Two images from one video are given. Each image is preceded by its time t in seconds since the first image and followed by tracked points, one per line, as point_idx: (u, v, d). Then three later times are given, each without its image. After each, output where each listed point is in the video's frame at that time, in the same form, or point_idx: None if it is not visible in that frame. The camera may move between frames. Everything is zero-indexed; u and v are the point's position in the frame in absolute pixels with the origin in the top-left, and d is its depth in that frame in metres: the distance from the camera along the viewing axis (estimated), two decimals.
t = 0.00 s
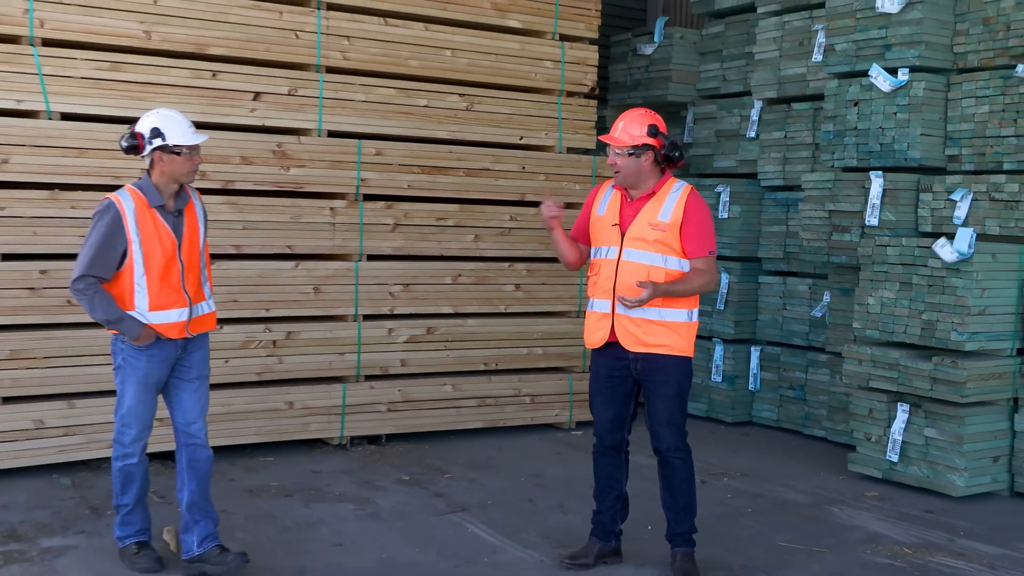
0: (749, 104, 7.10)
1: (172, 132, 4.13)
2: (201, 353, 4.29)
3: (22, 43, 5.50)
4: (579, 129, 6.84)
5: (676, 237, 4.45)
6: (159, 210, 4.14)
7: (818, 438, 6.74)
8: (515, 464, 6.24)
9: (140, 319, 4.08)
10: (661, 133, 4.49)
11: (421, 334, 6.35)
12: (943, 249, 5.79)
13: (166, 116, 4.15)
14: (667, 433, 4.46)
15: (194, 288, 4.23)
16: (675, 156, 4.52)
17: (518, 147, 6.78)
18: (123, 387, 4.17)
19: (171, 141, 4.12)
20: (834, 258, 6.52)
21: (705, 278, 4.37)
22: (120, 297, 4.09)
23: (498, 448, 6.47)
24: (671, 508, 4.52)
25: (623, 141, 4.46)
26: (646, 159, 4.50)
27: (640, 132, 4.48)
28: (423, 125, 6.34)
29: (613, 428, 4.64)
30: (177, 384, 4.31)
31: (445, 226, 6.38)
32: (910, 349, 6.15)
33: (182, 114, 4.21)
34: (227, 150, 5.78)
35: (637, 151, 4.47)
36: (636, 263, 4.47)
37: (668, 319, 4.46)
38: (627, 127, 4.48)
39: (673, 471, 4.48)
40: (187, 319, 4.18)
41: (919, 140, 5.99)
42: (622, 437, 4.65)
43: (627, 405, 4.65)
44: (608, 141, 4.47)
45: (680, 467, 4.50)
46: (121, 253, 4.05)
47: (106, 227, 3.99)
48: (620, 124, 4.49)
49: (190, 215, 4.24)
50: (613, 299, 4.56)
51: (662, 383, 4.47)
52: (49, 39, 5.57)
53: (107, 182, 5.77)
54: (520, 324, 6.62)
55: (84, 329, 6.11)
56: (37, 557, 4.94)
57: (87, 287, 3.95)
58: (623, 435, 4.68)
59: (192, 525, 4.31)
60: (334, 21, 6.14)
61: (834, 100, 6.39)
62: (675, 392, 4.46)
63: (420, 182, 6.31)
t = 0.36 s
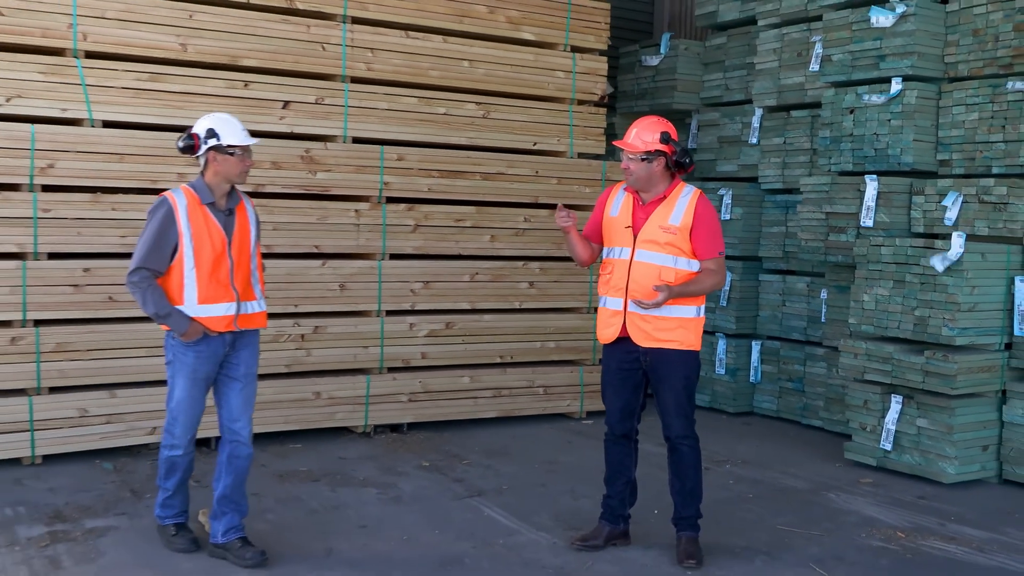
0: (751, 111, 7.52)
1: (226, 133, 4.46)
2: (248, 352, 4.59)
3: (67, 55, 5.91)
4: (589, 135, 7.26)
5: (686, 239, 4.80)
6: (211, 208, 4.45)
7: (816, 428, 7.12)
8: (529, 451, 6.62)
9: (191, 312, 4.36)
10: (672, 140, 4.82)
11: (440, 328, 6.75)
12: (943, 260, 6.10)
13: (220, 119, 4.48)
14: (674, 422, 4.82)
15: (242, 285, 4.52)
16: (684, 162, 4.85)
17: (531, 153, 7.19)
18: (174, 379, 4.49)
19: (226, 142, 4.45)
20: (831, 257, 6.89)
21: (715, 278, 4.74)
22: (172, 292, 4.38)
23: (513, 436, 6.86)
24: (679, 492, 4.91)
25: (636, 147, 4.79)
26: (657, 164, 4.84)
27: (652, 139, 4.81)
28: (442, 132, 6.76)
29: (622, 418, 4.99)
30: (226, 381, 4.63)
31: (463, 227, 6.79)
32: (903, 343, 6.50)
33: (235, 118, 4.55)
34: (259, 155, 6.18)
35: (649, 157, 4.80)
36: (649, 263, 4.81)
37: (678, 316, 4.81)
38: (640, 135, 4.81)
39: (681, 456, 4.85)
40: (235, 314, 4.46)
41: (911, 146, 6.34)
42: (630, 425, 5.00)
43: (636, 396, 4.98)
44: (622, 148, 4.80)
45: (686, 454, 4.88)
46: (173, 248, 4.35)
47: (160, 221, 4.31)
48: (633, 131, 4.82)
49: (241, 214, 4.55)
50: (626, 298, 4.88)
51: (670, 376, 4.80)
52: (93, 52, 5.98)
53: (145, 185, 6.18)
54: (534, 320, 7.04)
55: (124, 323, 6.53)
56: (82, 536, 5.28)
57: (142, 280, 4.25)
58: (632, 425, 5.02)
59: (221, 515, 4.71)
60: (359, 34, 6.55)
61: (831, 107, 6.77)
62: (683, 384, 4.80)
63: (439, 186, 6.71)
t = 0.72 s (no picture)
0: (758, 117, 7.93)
1: (273, 137, 4.79)
2: (294, 348, 4.95)
3: (111, 65, 6.29)
4: (604, 140, 7.66)
5: (699, 248, 5.06)
6: (258, 209, 4.76)
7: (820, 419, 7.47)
8: (547, 440, 6.99)
9: (242, 306, 4.68)
10: (685, 149, 5.06)
11: (462, 323, 7.13)
12: (945, 267, 6.42)
13: (268, 123, 4.82)
14: (687, 415, 5.12)
15: (289, 282, 4.85)
16: (698, 172, 5.10)
17: (549, 157, 7.58)
18: (226, 373, 4.73)
19: (274, 145, 4.77)
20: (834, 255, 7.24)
21: (728, 282, 5.01)
22: (226, 289, 4.71)
23: (531, 425, 7.24)
24: (689, 481, 5.20)
25: (651, 157, 5.04)
26: (671, 172, 5.09)
27: (666, 149, 5.06)
28: (465, 137, 7.14)
29: (639, 410, 5.28)
30: (268, 376, 4.98)
31: (484, 227, 7.18)
32: (904, 338, 6.81)
33: (279, 124, 4.88)
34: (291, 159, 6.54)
35: (663, 166, 5.05)
36: (666, 273, 5.07)
37: (696, 318, 5.09)
38: (654, 144, 5.05)
39: (692, 448, 5.14)
40: (285, 309, 4.79)
41: (912, 150, 6.67)
42: (646, 418, 5.29)
43: (651, 390, 5.28)
44: (638, 157, 5.04)
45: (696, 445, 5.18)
46: (224, 246, 4.67)
47: (211, 220, 4.62)
48: (648, 141, 5.07)
49: (286, 215, 4.87)
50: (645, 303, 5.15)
51: (688, 370, 5.10)
52: (135, 61, 6.35)
53: (184, 187, 6.54)
54: (551, 315, 7.44)
55: (164, 318, 6.91)
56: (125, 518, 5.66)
57: (193, 276, 4.57)
58: (647, 418, 5.32)
59: (255, 501, 5.08)
60: (385, 44, 6.92)
61: (835, 113, 7.11)
62: (699, 379, 5.10)
63: (461, 188, 7.10)
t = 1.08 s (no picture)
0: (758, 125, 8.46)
1: (300, 140, 5.07)
2: (320, 345, 5.31)
3: (147, 76, 6.68)
4: (613, 146, 8.13)
5: (705, 250, 5.31)
6: (288, 211, 5.07)
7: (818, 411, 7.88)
8: (558, 429, 7.41)
9: (277, 305, 4.95)
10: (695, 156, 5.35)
11: (478, 319, 7.58)
12: (941, 270, 6.74)
13: (296, 128, 5.09)
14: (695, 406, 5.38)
15: (317, 280, 5.15)
16: (706, 178, 5.37)
17: (560, 162, 8.04)
18: (257, 368, 4.96)
19: (301, 148, 5.06)
20: (831, 255, 7.65)
21: (729, 282, 5.25)
22: (259, 288, 4.95)
23: (543, 416, 7.68)
24: (692, 470, 5.43)
25: (661, 163, 5.32)
26: (681, 178, 5.35)
27: (675, 156, 5.33)
28: (481, 144, 7.60)
29: (649, 404, 5.52)
30: (294, 370, 5.34)
31: (498, 228, 7.63)
32: (898, 334, 7.17)
33: (303, 128, 5.16)
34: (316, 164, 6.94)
35: (673, 172, 5.32)
36: (674, 274, 5.35)
37: (702, 317, 5.36)
38: (664, 151, 5.34)
39: (697, 437, 5.40)
40: (315, 306, 5.09)
41: (904, 155, 7.08)
42: (656, 411, 5.54)
43: (662, 384, 5.53)
44: (648, 164, 5.33)
45: (700, 436, 5.44)
46: (256, 247, 4.90)
47: (243, 223, 4.83)
48: (658, 149, 5.36)
49: (311, 219, 5.19)
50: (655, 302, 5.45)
51: (695, 364, 5.36)
52: (170, 72, 6.75)
53: (214, 190, 6.94)
54: (562, 312, 7.89)
55: (197, 314, 7.31)
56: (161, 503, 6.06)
57: (227, 277, 4.77)
58: (658, 410, 5.58)
59: (283, 486, 5.48)
60: (405, 56, 7.35)
61: (833, 120, 7.58)
62: (706, 372, 5.36)
63: (477, 192, 7.54)
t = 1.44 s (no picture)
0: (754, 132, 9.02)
1: (314, 144, 5.39)
2: (328, 343, 5.64)
3: (176, 86, 7.10)
4: (615, 152, 8.65)
5: (711, 244, 5.43)
6: (301, 212, 5.41)
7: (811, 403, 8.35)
8: (563, 420, 7.87)
9: (291, 305, 5.27)
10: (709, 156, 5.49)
11: (487, 316, 8.05)
12: (927, 269, 7.12)
13: (309, 133, 5.42)
14: (698, 401, 5.54)
15: (328, 280, 5.49)
16: (720, 176, 5.52)
17: (566, 168, 8.54)
18: (271, 367, 5.29)
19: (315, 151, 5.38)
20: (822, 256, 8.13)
21: (726, 273, 5.32)
22: (273, 286, 5.24)
23: (549, 407, 8.15)
24: (694, 462, 5.63)
25: (676, 162, 5.48)
26: (696, 177, 5.52)
27: (691, 155, 5.49)
28: (490, 150, 8.07)
29: (651, 396, 5.70)
30: (306, 367, 5.68)
31: (507, 230, 8.10)
32: (887, 330, 7.56)
33: (314, 131, 5.49)
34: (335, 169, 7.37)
35: (687, 171, 5.49)
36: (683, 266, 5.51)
37: (708, 311, 5.49)
38: (681, 151, 5.50)
39: (698, 431, 5.57)
40: (326, 306, 5.43)
41: (893, 160, 7.49)
42: (657, 404, 5.72)
43: (664, 377, 5.69)
44: (664, 162, 5.50)
45: (702, 430, 5.60)
46: (273, 248, 5.22)
47: (260, 225, 5.13)
48: (675, 149, 5.53)
49: (320, 220, 5.54)
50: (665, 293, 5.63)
51: (699, 360, 5.51)
52: (198, 83, 7.16)
53: (238, 194, 7.36)
54: (567, 309, 8.41)
55: (223, 311, 7.75)
56: (189, 488, 6.43)
57: (245, 275, 5.05)
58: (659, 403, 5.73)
59: (303, 475, 5.87)
60: (420, 67, 7.81)
61: (824, 128, 8.02)
62: (710, 369, 5.50)
63: (487, 196, 8.00)
